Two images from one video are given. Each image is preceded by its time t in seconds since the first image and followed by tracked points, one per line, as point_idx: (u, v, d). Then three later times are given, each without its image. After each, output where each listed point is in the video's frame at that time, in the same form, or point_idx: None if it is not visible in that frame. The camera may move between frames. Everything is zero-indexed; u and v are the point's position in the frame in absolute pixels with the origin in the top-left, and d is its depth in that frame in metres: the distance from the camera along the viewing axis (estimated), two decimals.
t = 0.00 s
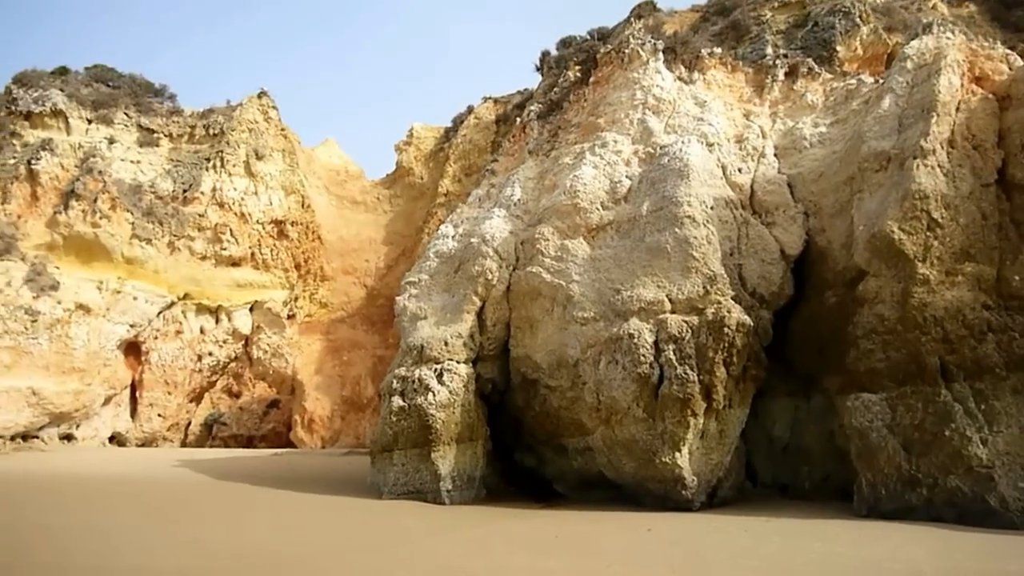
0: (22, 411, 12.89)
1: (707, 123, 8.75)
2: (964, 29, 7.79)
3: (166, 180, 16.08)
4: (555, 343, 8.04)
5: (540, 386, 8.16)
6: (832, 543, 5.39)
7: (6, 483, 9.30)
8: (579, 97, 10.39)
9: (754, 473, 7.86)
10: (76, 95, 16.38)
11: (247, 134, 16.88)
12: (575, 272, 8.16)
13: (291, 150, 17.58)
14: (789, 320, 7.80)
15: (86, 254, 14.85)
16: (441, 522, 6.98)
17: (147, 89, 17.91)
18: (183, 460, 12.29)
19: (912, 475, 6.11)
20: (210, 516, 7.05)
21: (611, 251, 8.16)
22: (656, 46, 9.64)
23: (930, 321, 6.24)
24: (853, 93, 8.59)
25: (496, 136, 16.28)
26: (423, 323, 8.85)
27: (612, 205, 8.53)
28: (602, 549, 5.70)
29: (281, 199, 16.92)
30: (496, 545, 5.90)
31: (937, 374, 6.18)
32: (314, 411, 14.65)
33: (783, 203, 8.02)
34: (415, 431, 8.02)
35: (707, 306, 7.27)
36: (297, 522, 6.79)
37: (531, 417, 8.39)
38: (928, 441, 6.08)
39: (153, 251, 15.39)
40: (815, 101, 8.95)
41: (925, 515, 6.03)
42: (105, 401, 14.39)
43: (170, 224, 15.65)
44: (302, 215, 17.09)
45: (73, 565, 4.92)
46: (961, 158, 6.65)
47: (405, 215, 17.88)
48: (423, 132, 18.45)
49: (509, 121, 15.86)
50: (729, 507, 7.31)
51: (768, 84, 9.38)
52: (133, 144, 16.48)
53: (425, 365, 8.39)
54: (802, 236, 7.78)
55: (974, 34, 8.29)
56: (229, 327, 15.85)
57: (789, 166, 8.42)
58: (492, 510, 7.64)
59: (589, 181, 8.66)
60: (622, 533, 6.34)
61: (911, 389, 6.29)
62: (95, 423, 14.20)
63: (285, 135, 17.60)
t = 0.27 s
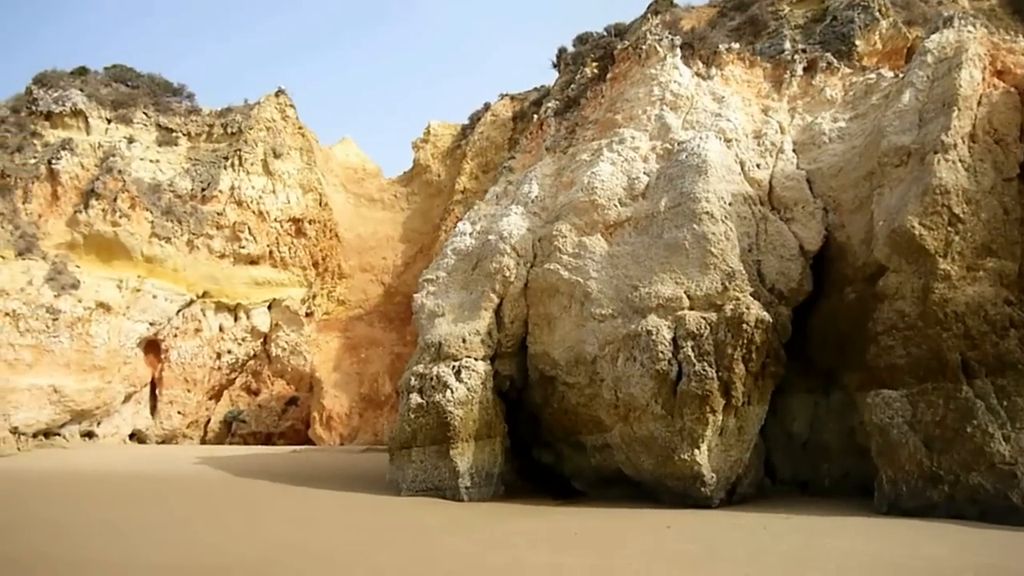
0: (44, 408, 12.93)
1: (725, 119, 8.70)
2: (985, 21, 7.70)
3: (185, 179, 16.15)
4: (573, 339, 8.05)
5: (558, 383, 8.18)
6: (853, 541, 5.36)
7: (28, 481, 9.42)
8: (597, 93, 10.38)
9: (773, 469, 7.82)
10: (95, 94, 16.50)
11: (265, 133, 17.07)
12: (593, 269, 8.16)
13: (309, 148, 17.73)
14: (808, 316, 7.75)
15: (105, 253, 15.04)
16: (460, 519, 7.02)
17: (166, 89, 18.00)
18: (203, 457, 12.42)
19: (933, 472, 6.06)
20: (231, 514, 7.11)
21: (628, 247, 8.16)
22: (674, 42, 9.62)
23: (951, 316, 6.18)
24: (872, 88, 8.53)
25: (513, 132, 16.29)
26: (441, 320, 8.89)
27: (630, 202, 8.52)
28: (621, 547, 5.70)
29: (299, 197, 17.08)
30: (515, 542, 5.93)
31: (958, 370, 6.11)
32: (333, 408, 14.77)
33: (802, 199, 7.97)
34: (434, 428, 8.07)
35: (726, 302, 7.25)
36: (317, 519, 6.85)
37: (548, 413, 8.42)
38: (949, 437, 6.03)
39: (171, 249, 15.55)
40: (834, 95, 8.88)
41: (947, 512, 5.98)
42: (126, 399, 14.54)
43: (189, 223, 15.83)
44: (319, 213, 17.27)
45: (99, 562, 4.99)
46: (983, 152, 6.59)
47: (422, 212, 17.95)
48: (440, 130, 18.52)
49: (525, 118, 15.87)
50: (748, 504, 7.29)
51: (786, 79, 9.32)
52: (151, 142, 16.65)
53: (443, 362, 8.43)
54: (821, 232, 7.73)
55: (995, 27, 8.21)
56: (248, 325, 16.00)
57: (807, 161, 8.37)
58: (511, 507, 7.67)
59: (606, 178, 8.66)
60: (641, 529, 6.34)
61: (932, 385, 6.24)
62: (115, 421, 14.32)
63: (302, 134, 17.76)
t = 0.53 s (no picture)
0: (65, 406, 13.08)
1: (743, 115, 8.66)
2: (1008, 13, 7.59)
3: (204, 177, 16.35)
4: (590, 336, 8.06)
5: (576, 380, 8.19)
6: (873, 539, 5.33)
7: (52, 478, 9.57)
8: (614, 90, 10.36)
9: (792, 466, 7.78)
10: (115, 94, 16.70)
11: (283, 131, 17.15)
12: (611, 266, 8.16)
13: (326, 146, 17.81)
14: (828, 312, 7.71)
15: (126, 252, 15.27)
16: (478, 516, 7.06)
17: (185, 87, 18.11)
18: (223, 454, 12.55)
19: (954, 469, 6.01)
20: (250, 511, 7.19)
21: (646, 244, 8.16)
22: (692, 38, 9.59)
23: (972, 313, 6.15)
24: (892, 83, 8.47)
25: (530, 129, 16.29)
26: (459, 317, 8.93)
27: (648, 198, 8.51)
28: (638, 544, 5.71)
29: (317, 195, 17.18)
30: (534, 539, 5.96)
31: (979, 367, 6.07)
32: (351, 405, 14.87)
33: (821, 195, 7.92)
34: (452, 425, 8.12)
35: (744, 299, 7.23)
36: (335, 516, 6.91)
37: (566, 410, 8.44)
38: (970, 435, 5.98)
39: (190, 247, 15.76)
40: (854, 91, 8.81)
41: (968, 510, 5.93)
42: (146, 396, 14.71)
43: (208, 221, 16.00)
44: (337, 210, 17.37)
45: (123, 558, 5.08)
46: (1004, 147, 6.53)
47: (439, 209, 18.01)
48: (457, 126, 18.50)
49: (542, 115, 15.85)
50: (767, 501, 7.27)
51: (805, 75, 9.25)
52: (170, 141, 16.89)
53: (461, 359, 8.47)
54: (840, 228, 7.69)
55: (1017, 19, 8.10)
56: (267, 323, 16.15)
57: (827, 157, 8.31)
58: (528, 504, 7.70)
59: (624, 174, 8.65)
60: (660, 527, 6.34)
61: (953, 382, 6.19)
62: (135, 418, 14.45)
63: (320, 132, 17.78)
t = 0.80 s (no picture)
0: (86, 403, 13.29)
1: (762, 111, 8.63)
2: None
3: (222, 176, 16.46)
4: (608, 334, 8.07)
5: (594, 377, 8.21)
6: (893, 536, 5.31)
7: (74, 475, 9.71)
8: (632, 87, 10.35)
9: (811, 464, 7.76)
10: (134, 94, 16.91)
11: (301, 130, 17.24)
12: (629, 264, 8.17)
13: (344, 144, 17.91)
14: (847, 310, 7.67)
15: (145, 250, 15.44)
16: (496, 513, 7.10)
17: (203, 87, 18.31)
18: (242, 451, 12.68)
19: (975, 467, 5.97)
20: (269, 507, 7.30)
21: (664, 241, 8.15)
22: (709, 34, 9.55)
23: (993, 310, 6.08)
24: (911, 79, 8.41)
25: (547, 127, 16.28)
26: (476, 315, 8.97)
27: (665, 195, 8.50)
28: (656, 541, 5.73)
29: (334, 193, 17.30)
30: (551, 536, 5.99)
31: (1000, 363, 6.01)
32: (369, 403, 14.96)
33: (840, 191, 7.88)
34: (470, 423, 8.16)
35: (763, 296, 7.21)
36: (354, 513, 6.98)
37: (584, 408, 8.47)
38: (991, 432, 5.94)
39: (209, 246, 15.93)
40: (873, 87, 8.75)
41: (989, 507, 5.89)
42: (166, 394, 15.01)
43: (227, 220, 16.15)
44: (355, 209, 17.47)
45: (145, 554, 5.18)
46: None
47: (457, 207, 18.06)
48: (474, 124, 18.49)
49: (559, 112, 15.84)
50: (786, 499, 7.26)
51: (824, 70, 9.18)
52: (189, 140, 17.08)
53: (479, 357, 8.51)
54: (860, 224, 7.64)
55: None
56: (285, 321, 16.26)
57: (845, 153, 8.26)
58: (546, 501, 7.73)
59: (642, 171, 8.65)
60: (677, 524, 6.36)
61: (974, 379, 6.15)
62: (155, 415, 14.75)
63: (337, 130, 17.90)
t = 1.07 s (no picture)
0: (107, 401, 13.57)
1: (780, 108, 8.60)
2: None
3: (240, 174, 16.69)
4: (626, 332, 8.07)
5: (611, 375, 8.22)
6: (913, 534, 5.29)
7: (96, 472, 9.84)
8: (649, 84, 10.32)
9: (830, 462, 7.72)
10: (154, 93, 17.11)
11: (318, 129, 17.38)
12: (646, 261, 8.16)
13: (361, 143, 18.00)
14: (866, 307, 7.63)
15: (164, 249, 15.61)
16: (513, 510, 7.14)
17: (221, 86, 18.40)
18: (261, 449, 12.80)
19: (995, 465, 5.94)
20: (288, 505, 7.39)
21: (682, 238, 8.15)
22: (727, 30, 9.51)
23: (1014, 306, 6.05)
24: (931, 74, 8.35)
25: (563, 124, 16.27)
26: (493, 313, 9.01)
27: (683, 192, 8.48)
28: (674, 539, 5.74)
29: (352, 191, 17.41)
30: (569, 533, 6.03)
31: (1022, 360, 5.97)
32: (386, 401, 15.06)
33: (859, 188, 7.83)
34: (487, 421, 8.20)
35: (781, 293, 7.19)
36: (372, 510, 7.05)
37: (602, 406, 8.50)
38: (1013, 430, 5.90)
39: (228, 245, 16.10)
40: (892, 83, 8.68)
41: (1010, 505, 5.85)
42: (185, 392, 15.18)
43: (245, 219, 16.32)
44: (372, 207, 17.55)
45: (166, 550, 5.26)
46: None
47: (473, 205, 18.10)
48: (491, 122, 18.50)
49: (576, 110, 15.82)
50: (804, 496, 7.24)
51: (842, 67, 9.11)
52: (207, 139, 17.23)
53: (496, 354, 8.55)
54: (879, 221, 7.60)
55: None
56: (303, 319, 16.44)
57: (864, 150, 8.21)
58: (563, 499, 7.76)
59: (659, 169, 8.64)
60: (695, 522, 6.36)
61: (995, 376, 6.13)
62: (174, 413, 14.96)
63: (354, 129, 18.00)
